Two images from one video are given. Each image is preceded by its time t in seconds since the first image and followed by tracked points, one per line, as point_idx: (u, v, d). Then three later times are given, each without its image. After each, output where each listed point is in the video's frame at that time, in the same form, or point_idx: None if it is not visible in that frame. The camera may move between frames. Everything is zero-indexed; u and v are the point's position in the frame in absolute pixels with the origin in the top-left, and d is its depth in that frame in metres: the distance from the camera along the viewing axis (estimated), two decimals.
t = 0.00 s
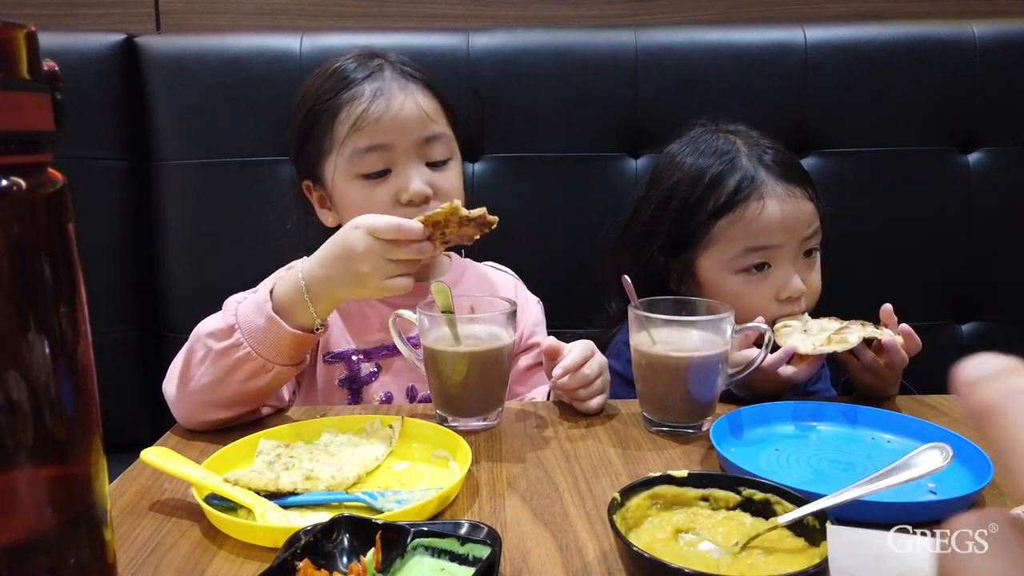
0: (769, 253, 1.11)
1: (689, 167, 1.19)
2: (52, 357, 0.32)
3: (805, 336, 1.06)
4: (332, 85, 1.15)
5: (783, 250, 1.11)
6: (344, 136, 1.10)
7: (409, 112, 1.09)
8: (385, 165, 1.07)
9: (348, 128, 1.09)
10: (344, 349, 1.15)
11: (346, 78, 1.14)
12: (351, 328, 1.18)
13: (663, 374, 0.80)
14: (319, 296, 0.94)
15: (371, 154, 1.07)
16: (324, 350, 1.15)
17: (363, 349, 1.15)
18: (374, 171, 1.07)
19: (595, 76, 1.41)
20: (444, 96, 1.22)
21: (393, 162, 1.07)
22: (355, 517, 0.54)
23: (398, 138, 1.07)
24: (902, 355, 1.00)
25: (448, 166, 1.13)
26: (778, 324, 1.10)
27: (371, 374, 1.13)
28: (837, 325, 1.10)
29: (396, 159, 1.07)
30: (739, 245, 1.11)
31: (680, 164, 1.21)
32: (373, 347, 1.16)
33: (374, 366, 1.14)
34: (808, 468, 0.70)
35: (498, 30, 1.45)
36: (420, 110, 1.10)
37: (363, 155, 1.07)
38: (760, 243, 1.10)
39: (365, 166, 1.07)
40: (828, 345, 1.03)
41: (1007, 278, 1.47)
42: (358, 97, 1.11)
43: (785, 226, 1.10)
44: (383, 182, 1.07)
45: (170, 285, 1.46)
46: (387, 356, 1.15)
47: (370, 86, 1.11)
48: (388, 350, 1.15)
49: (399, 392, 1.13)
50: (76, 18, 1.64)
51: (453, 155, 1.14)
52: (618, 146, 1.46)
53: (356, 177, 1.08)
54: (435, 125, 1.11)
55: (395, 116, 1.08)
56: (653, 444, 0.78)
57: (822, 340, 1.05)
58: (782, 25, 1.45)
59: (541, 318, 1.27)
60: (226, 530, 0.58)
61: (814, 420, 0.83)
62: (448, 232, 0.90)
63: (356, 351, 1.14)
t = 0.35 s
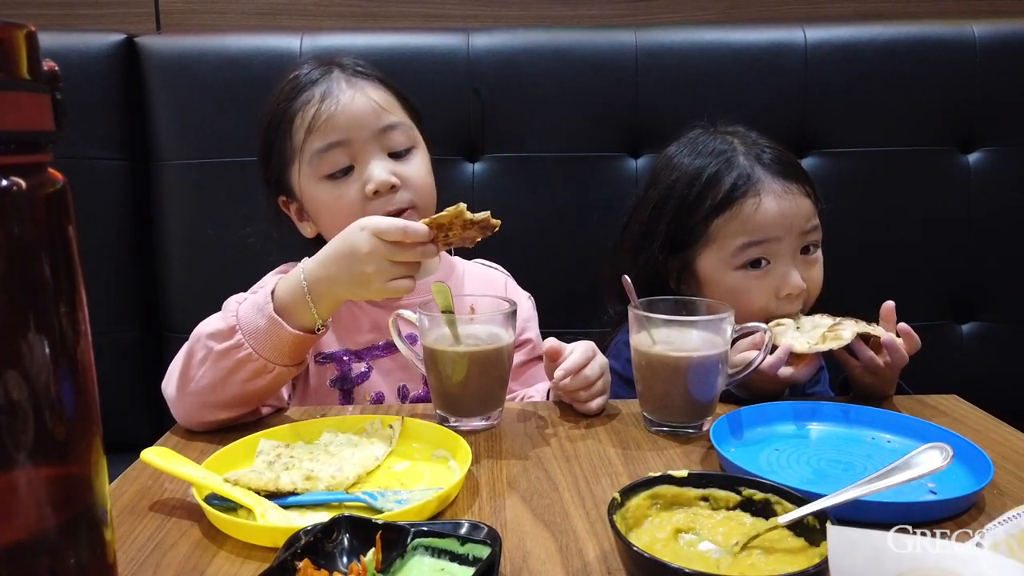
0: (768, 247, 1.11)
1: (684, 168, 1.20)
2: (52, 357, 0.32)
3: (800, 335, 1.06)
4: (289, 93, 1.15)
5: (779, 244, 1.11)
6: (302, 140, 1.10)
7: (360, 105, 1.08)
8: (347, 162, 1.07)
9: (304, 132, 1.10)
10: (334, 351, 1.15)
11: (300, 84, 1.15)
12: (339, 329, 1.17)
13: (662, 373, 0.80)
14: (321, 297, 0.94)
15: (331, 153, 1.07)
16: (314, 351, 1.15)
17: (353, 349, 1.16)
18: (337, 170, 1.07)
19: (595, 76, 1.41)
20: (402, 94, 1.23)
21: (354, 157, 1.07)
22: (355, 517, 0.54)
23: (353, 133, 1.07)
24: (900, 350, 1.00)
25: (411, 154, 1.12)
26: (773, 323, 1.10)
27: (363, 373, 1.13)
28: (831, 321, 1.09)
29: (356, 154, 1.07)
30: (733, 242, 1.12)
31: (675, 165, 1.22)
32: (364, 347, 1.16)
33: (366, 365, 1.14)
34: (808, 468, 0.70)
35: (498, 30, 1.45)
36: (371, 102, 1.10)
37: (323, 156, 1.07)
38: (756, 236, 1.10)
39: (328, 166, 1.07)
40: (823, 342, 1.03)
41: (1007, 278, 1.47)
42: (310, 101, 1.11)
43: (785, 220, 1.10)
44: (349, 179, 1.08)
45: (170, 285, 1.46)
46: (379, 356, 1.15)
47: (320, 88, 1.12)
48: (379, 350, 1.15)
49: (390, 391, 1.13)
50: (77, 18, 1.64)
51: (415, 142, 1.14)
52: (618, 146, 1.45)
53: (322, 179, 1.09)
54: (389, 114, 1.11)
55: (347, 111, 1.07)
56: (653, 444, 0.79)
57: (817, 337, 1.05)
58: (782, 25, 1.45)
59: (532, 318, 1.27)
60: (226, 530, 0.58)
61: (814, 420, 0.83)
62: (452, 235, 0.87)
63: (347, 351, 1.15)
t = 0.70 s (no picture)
0: (764, 242, 1.10)
1: (682, 165, 1.21)
2: (52, 357, 0.32)
3: (796, 335, 1.05)
4: (275, 97, 1.15)
5: (777, 239, 1.09)
6: (289, 144, 1.10)
7: (346, 107, 1.08)
8: (336, 164, 1.07)
9: (292, 136, 1.10)
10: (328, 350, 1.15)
11: (285, 88, 1.15)
12: (333, 329, 1.17)
13: (662, 373, 0.80)
14: (319, 293, 0.94)
15: (318, 156, 1.07)
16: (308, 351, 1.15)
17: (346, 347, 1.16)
18: (327, 173, 1.07)
19: (594, 76, 1.41)
20: (388, 96, 1.23)
21: (343, 159, 1.07)
22: (355, 518, 0.54)
23: (341, 134, 1.07)
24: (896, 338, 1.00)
25: (399, 154, 1.12)
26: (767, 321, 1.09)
27: (357, 371, 1.13)
28: (824, 314, 1.09)
29: (345, 155, 1.07)
30: (729, 236, 1.11)
31: (674, 162, 1.23)
32: (358, 346, 1.16)
33: (360, 363, 1.14)
34: (808, 468, 0.70)
35: (498, 30, 1.45)
36: (357, 104, 1.10)
37: (312, 159, 1.07)
38: (752, 231, 1.10)
39: (316, 169, 1.07)
40: (825, 337, 1.04)
41: (1007, 278, 1.47)
42: (296, 104, 1.11)
43: (781, 215, 1.09)
44: (339, 181, 1.08)
45: (170, 285, 1.46)
46: (373, 354, 1.15)
47: (306, 91, 1.12)
48: (373, 349, 1.15)
49: (385, 389, 1.13)
50: (77, 18, 1.64)
51: (403, 142, 1.14)
52: (617, 146, 1.45)
53: (311, 182, 1.08)
54: (376, 115, 1.11)
55: (333, 113, 1.07)
56: (653, 444, 0.79)
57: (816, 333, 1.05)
58: (782, 25, 1.45)
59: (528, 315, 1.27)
60: (226, 530, 0.58)
61: (814, 420, 0.83)
62: (451, 231, 0.87)
63: (341, 350, 1.15)
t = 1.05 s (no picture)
0: (765, 244, 1.10)
1: (680, 167, 1.20)
2: (53, 358, 0.32)
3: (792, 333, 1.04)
4: (269, 98, 1.15)
5: (778, 242, 1.10)
6: (284, 144, 1.10)
7: (340, 107, 1.08)
8: (331, 164, 1.07)
9: (286, 137, 1.10)
10: (324, 349, 1.15)
11: (279, 89, 1.15)
12: (328, 328, 1.17)
13: (662, 373, 0.80)
14: (317, 291, 0.94)
15: (313, 156, 1.07)
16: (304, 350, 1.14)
17: (342, 347, 1.15)
18: (321, 173, 1.07)
19: (595, 76, 1.41)
20: (382, 96, 1.23)
21: (338, 159, 1.07)
22: (355, 517, 0.54)
23: (335, 134, 1.07)
24: (890, 336, 1.01)
25: (394, 154, 1.13)
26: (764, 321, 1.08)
27: (354, 370, 1.13)
28: (820, 315, 1.08)
29: (339, 155, 1.07)
30: (730, 237, 1.11)
31: (670, 164, 1.22)
32: (355, 345, 1.16)
33: (357, 362, 1.14)
34: (808, 468, 0.70)
35: (498, 30, 1.45)
36: (351, 104, 1.10)
37: (306, 159, 1.07)
38: (753, 232, 1.10)
39: (311, 170, 1.07)
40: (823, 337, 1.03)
41: (1006, 278, 1.47)
42: (290, 105, 1.11)
43: (782, 217, 1.10)
44: (334, 181, 1.08)
45: (170, 285, 1.46)
46: (370, 353, 1.15)
47: (300, 92, 1.12)
48: (370, 347, 1.16)
49: (382, 387, 1.13)
50: (77, 18, 1.64)
51: (397, 142, 1.14)
52: (617, 146, 1.45)
53: (306, 182, 1.08)
54: (370, 115, 1.11)
55: (327, 113, 1.07)
56: (653, 444, 0.79)
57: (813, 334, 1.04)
58: (783, 25, 1.45)
59: (526, 313, 1.27)
60: (226, 530, 0.58)
61: (814, 420, 0.83)
62: (446, 226, 0.88)
63: (337, 349, 1.15)
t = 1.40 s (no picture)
0: (750, 236, 1.11)
1: (666, 162, 1.20)
2: (52, 358, 0.32)
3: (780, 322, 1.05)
4: (269, 98, 1.15)
5: (762, 234, 1.11)
6: (284, 144, 1.10)
7: (340, 106, 1.08)
8: (332, 163, 1.07)
9: (287, 136, 1.10)
10: (324, 349, 1.15)
11: (279, 89, 1.15)
12: (328, 328, 1.17)
13: (662, 373, 0.80)
14: (319, 291, 0.94)
15: (313, 155, 1.07)
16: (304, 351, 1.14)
17: (342, 347, 1.15)
18: (322, 172, 1.07)
19: (595, 76, 1.41)
20: (382, 96, 1.23)
21: (338, 158, 1.07)
22: (355, 517, 0.54)
23: (335, 133, 1.07)
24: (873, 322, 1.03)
25: (393, 153, 1.13)
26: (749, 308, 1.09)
27: (354, 370, 1.13)
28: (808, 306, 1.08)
29: (339, 155, 1.07)
30: (717, 228, 1.12)
31: (654, 161, 1.22)
32: (355, 345, 1.16)
33: (356, 362, 1.14)
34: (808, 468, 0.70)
35: (498, 30, 1.45)
36: (351, 103, 1.10)
37: (307, 158, 1.07)
38: (739, 223, 1.11)
39: (312, 169, 1.07)
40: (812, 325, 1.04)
41: (1006, 278, 1.47)
42: (290, 105, 1.11)
43: (767, 209, 1.11)
44: (335, 180, 1.08)
45: (170, 285, 1.46)
46: (370, 352, 1.15)
47: (300, 92, 1.12)
48: (369, 347, 1.16)
49: (382, 388, 1.13)
50: (77, 18, 1.64)
51: (397, 141, 1.14)
52: (618, 146, 1.45)
53: (307, 182, 1.08)
54: (370, 114, 1.11)
55: (327, 112, 1.07)
56: (652, 444, 0.79)
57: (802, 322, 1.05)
58: (783, 25, 1.44)
59: (525, 313, 1.27)
60: (226, 530, 0.58)
61: (814, 420, 0.83)
62: (448, 226, 0.88)
63: (337, 349, 1.15)
